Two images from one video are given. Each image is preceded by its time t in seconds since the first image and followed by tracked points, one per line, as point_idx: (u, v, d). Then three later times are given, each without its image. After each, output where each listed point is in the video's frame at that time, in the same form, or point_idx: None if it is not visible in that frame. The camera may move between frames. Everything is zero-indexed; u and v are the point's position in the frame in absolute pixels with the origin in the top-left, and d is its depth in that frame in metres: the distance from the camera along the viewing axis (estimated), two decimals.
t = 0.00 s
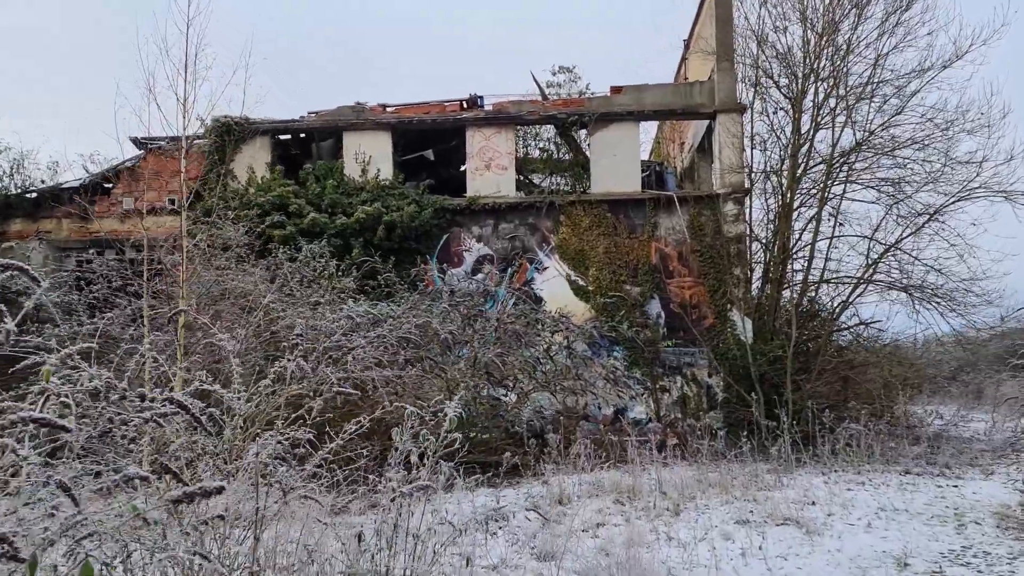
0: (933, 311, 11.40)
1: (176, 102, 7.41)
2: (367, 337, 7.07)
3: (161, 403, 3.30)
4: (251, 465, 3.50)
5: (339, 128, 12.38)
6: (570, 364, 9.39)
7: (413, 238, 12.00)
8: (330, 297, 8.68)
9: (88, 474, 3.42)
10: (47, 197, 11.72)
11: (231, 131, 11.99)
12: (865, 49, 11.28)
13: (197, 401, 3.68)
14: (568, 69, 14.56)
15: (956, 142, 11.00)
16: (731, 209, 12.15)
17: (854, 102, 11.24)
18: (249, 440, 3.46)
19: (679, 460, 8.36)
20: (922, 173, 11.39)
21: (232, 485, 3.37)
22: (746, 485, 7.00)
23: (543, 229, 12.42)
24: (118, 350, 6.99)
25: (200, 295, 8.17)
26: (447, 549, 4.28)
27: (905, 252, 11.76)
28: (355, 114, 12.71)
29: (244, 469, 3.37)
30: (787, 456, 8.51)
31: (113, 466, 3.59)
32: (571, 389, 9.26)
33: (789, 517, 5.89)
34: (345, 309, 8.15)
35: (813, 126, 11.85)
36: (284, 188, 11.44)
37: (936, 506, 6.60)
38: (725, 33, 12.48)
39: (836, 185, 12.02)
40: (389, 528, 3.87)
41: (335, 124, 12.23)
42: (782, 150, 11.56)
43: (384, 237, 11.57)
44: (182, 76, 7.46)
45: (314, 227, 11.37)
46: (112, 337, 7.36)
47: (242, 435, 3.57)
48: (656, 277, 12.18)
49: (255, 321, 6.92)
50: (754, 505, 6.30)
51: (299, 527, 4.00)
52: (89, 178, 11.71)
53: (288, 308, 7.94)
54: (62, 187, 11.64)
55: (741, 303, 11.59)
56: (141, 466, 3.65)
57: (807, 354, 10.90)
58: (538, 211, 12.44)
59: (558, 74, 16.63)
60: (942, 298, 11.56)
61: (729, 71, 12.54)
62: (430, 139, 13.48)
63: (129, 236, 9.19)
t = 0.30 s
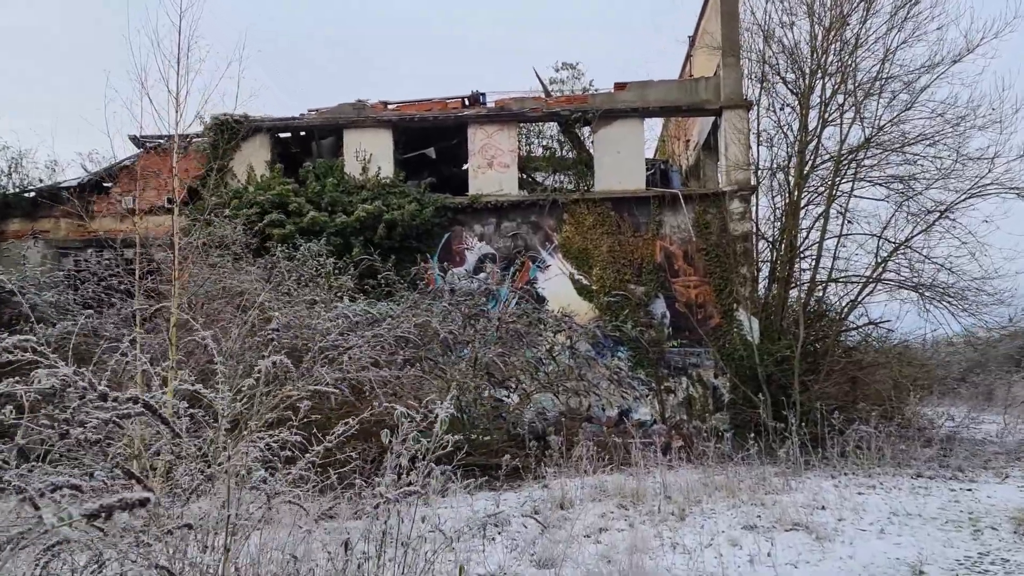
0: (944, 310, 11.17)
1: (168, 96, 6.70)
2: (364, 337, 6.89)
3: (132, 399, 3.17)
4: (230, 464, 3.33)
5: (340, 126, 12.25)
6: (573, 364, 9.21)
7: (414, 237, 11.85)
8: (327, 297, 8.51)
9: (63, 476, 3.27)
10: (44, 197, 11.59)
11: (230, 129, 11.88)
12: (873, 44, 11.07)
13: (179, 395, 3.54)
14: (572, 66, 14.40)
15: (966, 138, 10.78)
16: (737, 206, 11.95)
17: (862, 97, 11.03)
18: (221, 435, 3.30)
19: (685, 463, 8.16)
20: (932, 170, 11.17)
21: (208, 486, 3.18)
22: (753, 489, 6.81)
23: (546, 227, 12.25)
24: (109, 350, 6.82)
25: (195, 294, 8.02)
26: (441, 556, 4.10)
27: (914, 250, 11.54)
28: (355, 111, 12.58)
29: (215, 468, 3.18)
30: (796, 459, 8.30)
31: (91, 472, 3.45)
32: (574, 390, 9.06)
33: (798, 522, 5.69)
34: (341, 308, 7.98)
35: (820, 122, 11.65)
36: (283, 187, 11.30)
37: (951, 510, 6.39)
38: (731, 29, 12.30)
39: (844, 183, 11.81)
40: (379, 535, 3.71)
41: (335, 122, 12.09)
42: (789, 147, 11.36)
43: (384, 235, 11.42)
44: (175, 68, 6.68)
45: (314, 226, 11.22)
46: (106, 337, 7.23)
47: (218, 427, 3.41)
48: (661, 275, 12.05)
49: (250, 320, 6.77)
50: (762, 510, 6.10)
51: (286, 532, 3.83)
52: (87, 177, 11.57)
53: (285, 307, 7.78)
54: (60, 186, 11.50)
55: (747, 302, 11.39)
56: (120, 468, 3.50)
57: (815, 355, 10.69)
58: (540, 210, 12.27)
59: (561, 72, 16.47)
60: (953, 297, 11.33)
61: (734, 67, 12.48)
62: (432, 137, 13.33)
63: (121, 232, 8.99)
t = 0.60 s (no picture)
0: (956, 309, 10.96)
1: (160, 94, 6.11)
2: (361, 338, 6.73)
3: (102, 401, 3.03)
4: (207, 469, 3.16)
5: (340, 123, 12.10)
6: (577, 365, 9.04)
7: (416, 236, 11.69)
8: (326, 296, 8.35)
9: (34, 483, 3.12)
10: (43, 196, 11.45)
11: (230, 127, 11.75)
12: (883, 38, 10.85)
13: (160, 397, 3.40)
14: (575, 62, 14.23)
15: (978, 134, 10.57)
16: (743, 204, 11.76)
17: (872, 93, 10.81)
18: (198, 438, 3.14)
19: (691, 466, 7.97)
20: (943, 167, 10.96)
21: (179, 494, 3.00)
22: (761, 493, 6.62)
23: (549, 226, 12.08)
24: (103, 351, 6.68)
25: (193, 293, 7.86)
26: (437, 566, 3.94)
27: (925, 248, 11.32)
28: (356, 109, 12.44)
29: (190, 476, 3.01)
30: (805, 462, 8.11)
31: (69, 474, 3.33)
32: (578, 391, 8.89)
33: (808, 528, 5.50)
34: (339, 307, 7.83)
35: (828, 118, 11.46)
36: (283, 185, 11.15)
37: (967, 516, 6.18)
38: (738, 24, 12.11)
39: (852, 180, 11.61)
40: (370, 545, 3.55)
41: (336, 119, 11.95)
42: (796, 144, 11.16)
43: (385, 234, 11.27)
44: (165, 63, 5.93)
45: (314, 225, 11.07)
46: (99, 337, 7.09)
47: (200, 429, 3.25)
48: (667, 274, 11.86)
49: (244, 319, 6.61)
50: (771, 516, 5.91)
51: (272, 542, 3.66)
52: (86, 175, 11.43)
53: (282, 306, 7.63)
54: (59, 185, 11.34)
55: (754, 302, 11.20)
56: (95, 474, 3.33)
57: (823, 355, 10.49)
58: (543, 208, 12.10)
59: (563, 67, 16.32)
60: (965, 296, 11.10)
61: (741, 62, 12.30)
62: (434, 135, 13.19)
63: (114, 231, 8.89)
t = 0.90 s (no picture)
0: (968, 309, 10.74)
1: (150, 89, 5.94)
2: (358, 339, 6.57)
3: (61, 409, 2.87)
4: (175, 476, 2.99)
5: (341, 121, 11.97)
6: (581, 366, 8.85)
7: (418, 235, 11.55)
8: (325, 295, 8.21)
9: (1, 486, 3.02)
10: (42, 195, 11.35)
11: (229, 124, 11.61)
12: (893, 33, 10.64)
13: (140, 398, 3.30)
14: (579, 59, 14.07)
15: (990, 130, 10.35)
16: (750, 202, 11.57)
17: (881, 89, 10.60)
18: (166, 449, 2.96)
19: (697, 469, 7.78)
20: (954, 164, 10.74)
21: (136, 506, 2.85)
22: (769, 498, 6.43)
23: (553, 225, 11.92)
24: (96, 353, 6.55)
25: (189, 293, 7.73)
26: None
27: (936, 246, 11.11)
28: (357, 107, 12.31)
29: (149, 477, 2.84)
30: (814, 465, 7.91)
31: (46, 476, 3.26)
32: (581, 392, 8.72)
33: (819, 535, 5.31)
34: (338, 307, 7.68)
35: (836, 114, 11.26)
36: (283, 183, 11.02)
37: (983, 522, 5.98)
38: (744, 19, 11.92)
39: (861, 178, 11.40)
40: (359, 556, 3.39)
41: (337, 117, 11.82)
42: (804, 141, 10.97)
43: (386, 233, 11.14)
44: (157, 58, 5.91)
45: (314, 224, 10.94)
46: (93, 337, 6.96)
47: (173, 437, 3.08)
48: (672, 273, 11.69)
49: (238, 318, 6.46)
50: (780, 522, 5.72)
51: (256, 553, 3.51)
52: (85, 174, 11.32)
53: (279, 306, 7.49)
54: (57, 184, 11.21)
55: (761, 301, 11.01)
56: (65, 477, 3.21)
57: (831, 356, 10.31)
58: (547, 206, 11.94)
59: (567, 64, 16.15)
60: (977, 296, 10.88)
61: (747, 58, 12.11)
62: (436, 133, 13.05)
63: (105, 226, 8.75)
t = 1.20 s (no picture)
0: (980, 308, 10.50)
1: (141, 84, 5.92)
2: (354, 340, 6.42)
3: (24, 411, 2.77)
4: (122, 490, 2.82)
5: (342, 119, 11.85)
6: (585, 367, 8.66)
7: (420, 234, 11.41)
8: (324, 294, 8.06)
9: None
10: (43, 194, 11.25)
11: (229, 122, 11.49)
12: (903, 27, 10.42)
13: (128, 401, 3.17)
14: (583, 55, 13.90)
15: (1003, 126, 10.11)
16: (757, 200, 11.37)
17: (891, 85, 10.39)
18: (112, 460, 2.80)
19: (703, 472, 7.59)
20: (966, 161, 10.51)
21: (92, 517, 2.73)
22: (776, 503, 6.24)
23: (556, 223, 11.75)
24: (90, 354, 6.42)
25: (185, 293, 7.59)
26: None
27: (947, 245, 10.88)
28: (359, 104, 12.17)
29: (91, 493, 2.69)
30: (823, 469, 7.71)
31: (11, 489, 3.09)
32: (585, 393, 8.53)
33: (829, 542, 5.12)
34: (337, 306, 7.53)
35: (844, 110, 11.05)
36: (283, 182, 10.89)
37: (999, 528, 5.77)
38: (750, 14, 11.73)
39: (870, 176, 11.19)
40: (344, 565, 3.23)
41: (338, 115, 11.70)
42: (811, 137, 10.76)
43: (387, 232, 11.01)
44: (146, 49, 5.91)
45: (314, 222, 10.81)
46: (88, 338, 6.83)
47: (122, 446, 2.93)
48: (678, 273, 11.52)
49: (231, 318, 6.32)
50: (788, 528, 5.53)
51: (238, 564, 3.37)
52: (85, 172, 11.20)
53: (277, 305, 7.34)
54: (57, 182, 11.07)
55: (768, 301, 10.80)
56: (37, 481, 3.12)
57: (841, 356, 10.06)
58: (550, 205, 11.78)
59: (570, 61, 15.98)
60: (991, 295, 10.63)
61: (753, 53, 11.93)
62: (438, 131, 12.92)
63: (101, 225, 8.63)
